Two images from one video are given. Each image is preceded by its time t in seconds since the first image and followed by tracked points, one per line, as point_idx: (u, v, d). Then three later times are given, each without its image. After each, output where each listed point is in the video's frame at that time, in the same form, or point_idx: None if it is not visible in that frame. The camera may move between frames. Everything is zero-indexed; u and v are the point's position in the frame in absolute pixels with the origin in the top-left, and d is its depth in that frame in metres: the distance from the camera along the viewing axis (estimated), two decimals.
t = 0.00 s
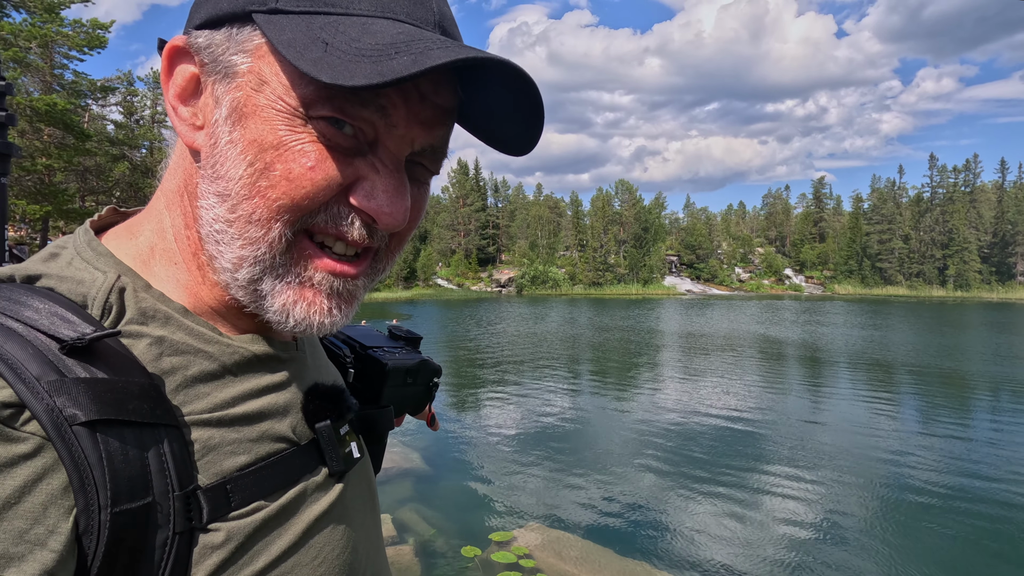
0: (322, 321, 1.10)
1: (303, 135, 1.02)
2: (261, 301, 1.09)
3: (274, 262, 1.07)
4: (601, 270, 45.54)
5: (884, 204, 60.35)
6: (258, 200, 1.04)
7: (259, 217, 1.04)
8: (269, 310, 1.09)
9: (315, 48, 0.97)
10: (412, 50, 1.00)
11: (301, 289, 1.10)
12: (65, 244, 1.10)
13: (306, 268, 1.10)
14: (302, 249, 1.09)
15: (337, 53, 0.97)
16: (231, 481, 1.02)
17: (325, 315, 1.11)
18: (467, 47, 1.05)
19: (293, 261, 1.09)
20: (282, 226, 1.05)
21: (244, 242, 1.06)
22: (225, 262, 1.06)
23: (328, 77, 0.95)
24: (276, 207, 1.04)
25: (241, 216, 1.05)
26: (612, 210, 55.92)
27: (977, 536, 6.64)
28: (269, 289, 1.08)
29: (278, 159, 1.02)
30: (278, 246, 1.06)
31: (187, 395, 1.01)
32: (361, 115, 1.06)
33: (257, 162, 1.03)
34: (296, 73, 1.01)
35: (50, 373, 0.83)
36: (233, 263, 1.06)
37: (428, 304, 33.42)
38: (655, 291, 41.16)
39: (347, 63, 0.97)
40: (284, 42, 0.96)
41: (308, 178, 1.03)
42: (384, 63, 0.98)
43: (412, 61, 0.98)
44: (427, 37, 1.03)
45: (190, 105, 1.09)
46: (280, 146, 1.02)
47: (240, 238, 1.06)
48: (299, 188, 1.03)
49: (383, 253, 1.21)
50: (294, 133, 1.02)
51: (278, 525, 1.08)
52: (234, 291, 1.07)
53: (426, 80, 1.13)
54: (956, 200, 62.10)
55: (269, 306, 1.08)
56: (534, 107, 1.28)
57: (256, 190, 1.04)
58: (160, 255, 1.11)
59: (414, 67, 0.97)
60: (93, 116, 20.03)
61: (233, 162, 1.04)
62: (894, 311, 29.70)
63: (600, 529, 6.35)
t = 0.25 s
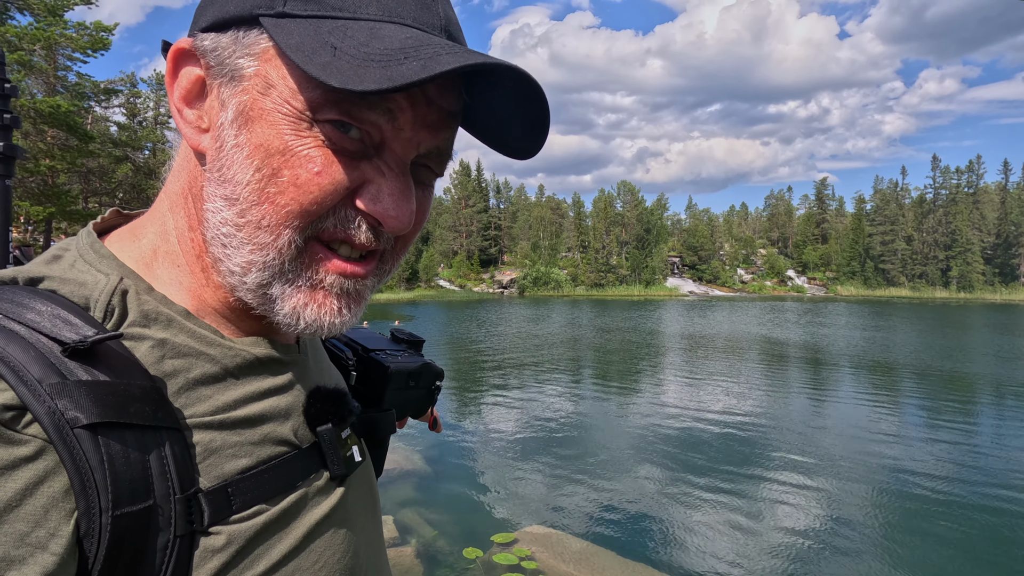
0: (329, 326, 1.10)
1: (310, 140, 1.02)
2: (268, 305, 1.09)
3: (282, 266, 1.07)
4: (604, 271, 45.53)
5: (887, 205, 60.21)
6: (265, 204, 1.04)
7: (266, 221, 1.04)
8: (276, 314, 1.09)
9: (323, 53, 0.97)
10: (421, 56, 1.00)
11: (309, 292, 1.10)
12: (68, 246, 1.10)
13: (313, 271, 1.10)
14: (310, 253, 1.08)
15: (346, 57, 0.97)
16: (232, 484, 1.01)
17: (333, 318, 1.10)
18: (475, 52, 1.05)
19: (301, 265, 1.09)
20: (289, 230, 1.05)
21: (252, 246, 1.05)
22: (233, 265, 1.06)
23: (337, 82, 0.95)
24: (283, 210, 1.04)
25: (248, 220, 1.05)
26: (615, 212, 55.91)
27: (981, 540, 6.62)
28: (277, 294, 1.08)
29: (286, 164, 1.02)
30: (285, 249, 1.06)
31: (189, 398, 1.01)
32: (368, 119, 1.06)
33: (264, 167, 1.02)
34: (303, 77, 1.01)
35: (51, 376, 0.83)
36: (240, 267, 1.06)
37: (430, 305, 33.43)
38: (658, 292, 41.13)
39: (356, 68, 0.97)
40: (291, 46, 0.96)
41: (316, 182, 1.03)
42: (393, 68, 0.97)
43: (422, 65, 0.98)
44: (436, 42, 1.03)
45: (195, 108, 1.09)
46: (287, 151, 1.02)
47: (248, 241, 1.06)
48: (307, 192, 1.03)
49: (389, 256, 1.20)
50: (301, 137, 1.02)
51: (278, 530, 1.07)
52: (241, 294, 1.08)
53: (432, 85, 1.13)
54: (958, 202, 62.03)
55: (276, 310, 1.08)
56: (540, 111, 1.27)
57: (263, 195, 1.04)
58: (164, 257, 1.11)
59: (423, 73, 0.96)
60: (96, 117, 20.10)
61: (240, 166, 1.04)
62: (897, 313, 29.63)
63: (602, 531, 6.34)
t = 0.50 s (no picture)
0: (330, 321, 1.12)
1: (312, 144, 1.04)
2: (268, 304, 1.10)
3: (283, 266, 1.08)
4: (606, 273, 45.53)
5: (890, 206, 60.11)
6: (267, 206, 1.05)
7: (268, 223, 1.06)
8: (277, 313, 1.11)
9: (327, 59, 0.99)
10: (421, 62, 1.01)
11: (309, 291, 1.11)
12: (72, 247, 1.12)
13: (315, 268, 1.11)
14: (310, 254, 1.10)
15: (347, 63, 0.99)
16: (233, 483, 1.03)
17: (333, 314, 1.11)
18: (475, 60, 1.07)
19: (302, 265, 1.10)
20: (289, 232, 1.06)
21: (253, 247, 1.07)
22: (234, 265, 1.08)
23: (340, 87, 0.96)
24: (283, 213, 1.05)
25: (250, 222, 1.06)
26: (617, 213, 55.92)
27: (983, 541, 6.60)
28: (278, 291, 1.10)
29: (287, 167, 1.04)
30: (286, 250, 1.07)
31: (190, 397, 1.03)
32: (369, 123, 1.08)
33: (266, 170, 1.04)
34: (305, 81, 1.03)
35: (55, 375, 0.85)
36: (242, 267, 1.08)
37: (432, 306, 33.45)
38: (660, 293, 41.13)
39: (358, 74, 0.98)
40: (295, 52, 0.97)
41: (316, 186, 1.05)
42: (395, 75, 0.99)
43: (421, 73, 0.99)
44: (436, 49, 1.05)
45: (197, 111, 1.11)
46: (287, 154, 1.03)
47: (248, 242, 1.07)
48: (306, 195, 1.04)
49: (386, 255, 1.21)
50: (303, 141, 1.03)
51: (278, 528, 1.09)
52: (243, 294, 1.09)
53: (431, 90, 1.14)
54: (961, 203, 61.91)
55: (277, 309, 1.10)
56: (538, 114, 1.28)
57: (265, 198, 1.05)
58: (165, 258, 1.13)
59: (423, 80, 0.98)
60: (100, 119, 20.16)
61: (242, 168, 1.06)
62: (899, 314, 29.58)
63: (604, 532, 6.35)
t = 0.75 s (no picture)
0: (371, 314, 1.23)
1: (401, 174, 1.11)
2: (343, 315, 1.18)
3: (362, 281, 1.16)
4: (608, 274, 45.49)
5: (893, 207, 59.96)
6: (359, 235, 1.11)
7: (359, 249, 1.12)
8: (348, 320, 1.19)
9: (448, 120, 1.06)
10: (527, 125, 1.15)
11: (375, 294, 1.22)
12: (58, 250, 1.09)
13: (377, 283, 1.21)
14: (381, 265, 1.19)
15: (475, 125, 1.08)
16: (225, 491, 0.99)
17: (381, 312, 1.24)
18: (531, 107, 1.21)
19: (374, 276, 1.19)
20: (372, 253, 1.13)
21: (341, 270, 1.13)
22: (317, 290, 1.12)
23: (481, 154, 1.07)
24: (374, 239, 1.12)
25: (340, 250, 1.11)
26: (619, 215, 55.90)
27: (988, 544, 6.54)
28: (352, 306, 1.17)
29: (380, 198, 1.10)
30: (368, 267, 1.15)
31: (181, 403, 0.99)
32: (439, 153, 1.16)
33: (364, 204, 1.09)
34: (406, 124, 1.08)
35: (36, 385, 0.82)
36: (326, 290, 1.13)
37: (434, 308, 33.43)
38: (662, 294, 41.07)
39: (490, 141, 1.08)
40: (423, 111, 1.04)
41: (401, 211, 1.13)
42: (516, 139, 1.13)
43: (534, 139, 1.15)
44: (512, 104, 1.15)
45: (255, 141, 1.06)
46: (386, 188, 1.10)
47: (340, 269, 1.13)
48: (392, 222, 1.13)
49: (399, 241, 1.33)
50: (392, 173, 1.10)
51: (274, 536, 1.04)
52: (317, 315, 1.15)
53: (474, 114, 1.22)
54: (964, 204, 61.73)
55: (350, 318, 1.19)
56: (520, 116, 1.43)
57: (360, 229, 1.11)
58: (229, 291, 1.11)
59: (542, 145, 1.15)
60: (103, 121, 20.23)
61: (332, 202, 1.08)
62: (903, 315, 29.46)
63: (606, 534, 6.32)
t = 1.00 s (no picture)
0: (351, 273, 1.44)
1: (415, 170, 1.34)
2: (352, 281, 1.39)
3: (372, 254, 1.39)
4: (610, 275, 45.45)
5: (896, 208, 59.76)
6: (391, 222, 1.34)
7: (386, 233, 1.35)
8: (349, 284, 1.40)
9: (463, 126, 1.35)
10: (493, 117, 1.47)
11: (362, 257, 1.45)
12: (48, 232, 1.10)
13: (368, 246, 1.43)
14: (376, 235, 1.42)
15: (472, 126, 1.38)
16: (222, 472, 1.00)
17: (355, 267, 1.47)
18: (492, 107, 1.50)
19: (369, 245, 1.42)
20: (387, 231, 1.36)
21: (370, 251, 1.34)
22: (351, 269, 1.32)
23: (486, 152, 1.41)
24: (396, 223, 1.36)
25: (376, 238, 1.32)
26: (621, 215, 55.84)
27: (989, 544, 6.54)
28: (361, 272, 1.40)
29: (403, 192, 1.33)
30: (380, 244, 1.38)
31: (177, 384, 1.00)
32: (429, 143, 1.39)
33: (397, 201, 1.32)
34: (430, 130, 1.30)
35: (31, 365, 0.83)
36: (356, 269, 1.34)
37: (436, 309, 33.42)
38: (665, 296, 41.00)
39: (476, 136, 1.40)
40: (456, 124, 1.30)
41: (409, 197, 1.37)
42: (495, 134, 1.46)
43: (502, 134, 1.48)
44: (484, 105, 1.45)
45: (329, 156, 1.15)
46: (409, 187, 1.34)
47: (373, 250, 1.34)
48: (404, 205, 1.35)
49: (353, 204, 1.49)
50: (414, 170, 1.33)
51: (271, 515, 1.05)
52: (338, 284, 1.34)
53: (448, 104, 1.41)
54: (968, 205, 61.51)
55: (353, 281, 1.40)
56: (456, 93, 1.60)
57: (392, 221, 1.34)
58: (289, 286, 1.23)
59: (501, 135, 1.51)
60: (107, 122, 20.29)
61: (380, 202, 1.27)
62: (907, 317, 29.32)
63: (608, 534, 6.31)
